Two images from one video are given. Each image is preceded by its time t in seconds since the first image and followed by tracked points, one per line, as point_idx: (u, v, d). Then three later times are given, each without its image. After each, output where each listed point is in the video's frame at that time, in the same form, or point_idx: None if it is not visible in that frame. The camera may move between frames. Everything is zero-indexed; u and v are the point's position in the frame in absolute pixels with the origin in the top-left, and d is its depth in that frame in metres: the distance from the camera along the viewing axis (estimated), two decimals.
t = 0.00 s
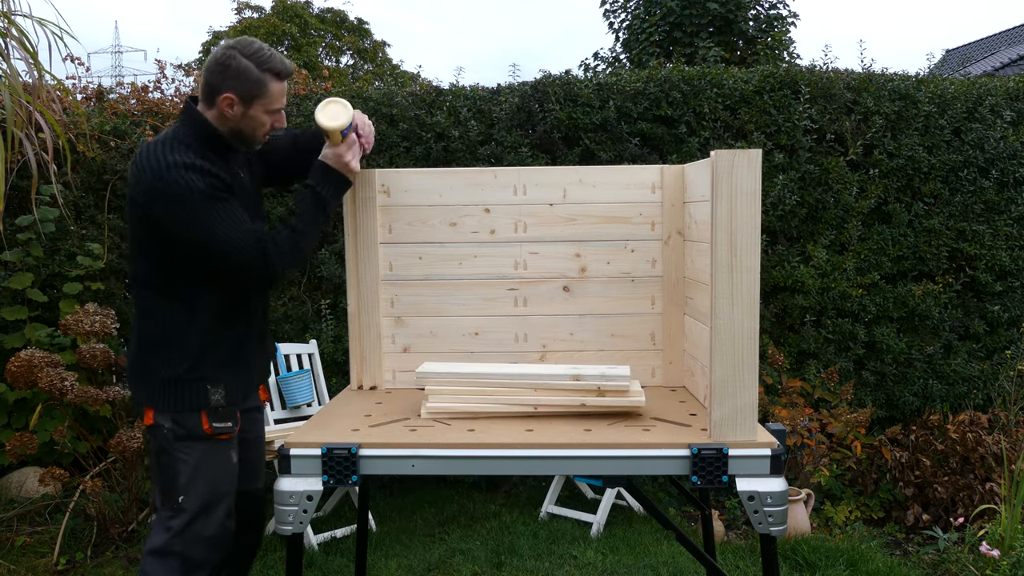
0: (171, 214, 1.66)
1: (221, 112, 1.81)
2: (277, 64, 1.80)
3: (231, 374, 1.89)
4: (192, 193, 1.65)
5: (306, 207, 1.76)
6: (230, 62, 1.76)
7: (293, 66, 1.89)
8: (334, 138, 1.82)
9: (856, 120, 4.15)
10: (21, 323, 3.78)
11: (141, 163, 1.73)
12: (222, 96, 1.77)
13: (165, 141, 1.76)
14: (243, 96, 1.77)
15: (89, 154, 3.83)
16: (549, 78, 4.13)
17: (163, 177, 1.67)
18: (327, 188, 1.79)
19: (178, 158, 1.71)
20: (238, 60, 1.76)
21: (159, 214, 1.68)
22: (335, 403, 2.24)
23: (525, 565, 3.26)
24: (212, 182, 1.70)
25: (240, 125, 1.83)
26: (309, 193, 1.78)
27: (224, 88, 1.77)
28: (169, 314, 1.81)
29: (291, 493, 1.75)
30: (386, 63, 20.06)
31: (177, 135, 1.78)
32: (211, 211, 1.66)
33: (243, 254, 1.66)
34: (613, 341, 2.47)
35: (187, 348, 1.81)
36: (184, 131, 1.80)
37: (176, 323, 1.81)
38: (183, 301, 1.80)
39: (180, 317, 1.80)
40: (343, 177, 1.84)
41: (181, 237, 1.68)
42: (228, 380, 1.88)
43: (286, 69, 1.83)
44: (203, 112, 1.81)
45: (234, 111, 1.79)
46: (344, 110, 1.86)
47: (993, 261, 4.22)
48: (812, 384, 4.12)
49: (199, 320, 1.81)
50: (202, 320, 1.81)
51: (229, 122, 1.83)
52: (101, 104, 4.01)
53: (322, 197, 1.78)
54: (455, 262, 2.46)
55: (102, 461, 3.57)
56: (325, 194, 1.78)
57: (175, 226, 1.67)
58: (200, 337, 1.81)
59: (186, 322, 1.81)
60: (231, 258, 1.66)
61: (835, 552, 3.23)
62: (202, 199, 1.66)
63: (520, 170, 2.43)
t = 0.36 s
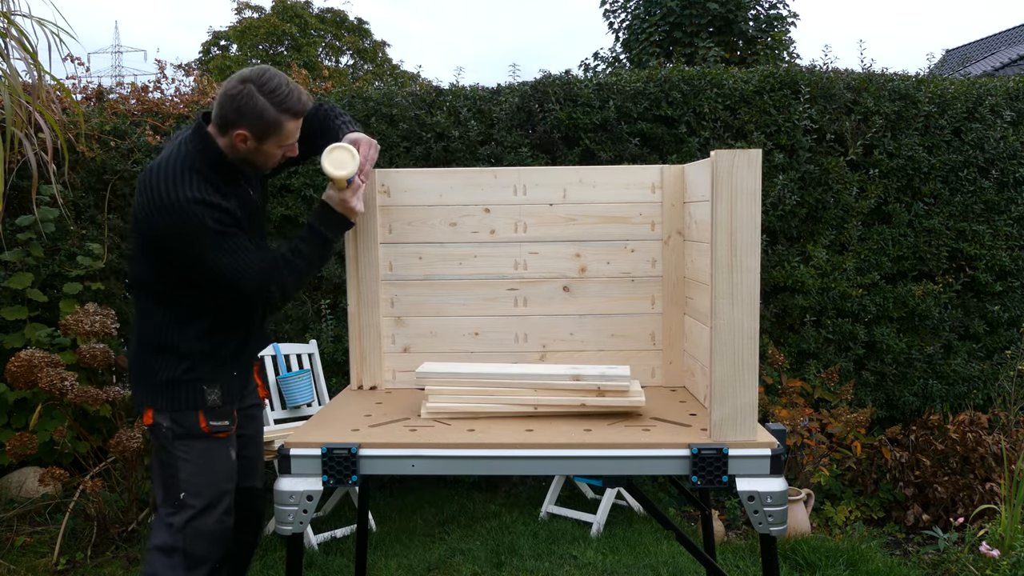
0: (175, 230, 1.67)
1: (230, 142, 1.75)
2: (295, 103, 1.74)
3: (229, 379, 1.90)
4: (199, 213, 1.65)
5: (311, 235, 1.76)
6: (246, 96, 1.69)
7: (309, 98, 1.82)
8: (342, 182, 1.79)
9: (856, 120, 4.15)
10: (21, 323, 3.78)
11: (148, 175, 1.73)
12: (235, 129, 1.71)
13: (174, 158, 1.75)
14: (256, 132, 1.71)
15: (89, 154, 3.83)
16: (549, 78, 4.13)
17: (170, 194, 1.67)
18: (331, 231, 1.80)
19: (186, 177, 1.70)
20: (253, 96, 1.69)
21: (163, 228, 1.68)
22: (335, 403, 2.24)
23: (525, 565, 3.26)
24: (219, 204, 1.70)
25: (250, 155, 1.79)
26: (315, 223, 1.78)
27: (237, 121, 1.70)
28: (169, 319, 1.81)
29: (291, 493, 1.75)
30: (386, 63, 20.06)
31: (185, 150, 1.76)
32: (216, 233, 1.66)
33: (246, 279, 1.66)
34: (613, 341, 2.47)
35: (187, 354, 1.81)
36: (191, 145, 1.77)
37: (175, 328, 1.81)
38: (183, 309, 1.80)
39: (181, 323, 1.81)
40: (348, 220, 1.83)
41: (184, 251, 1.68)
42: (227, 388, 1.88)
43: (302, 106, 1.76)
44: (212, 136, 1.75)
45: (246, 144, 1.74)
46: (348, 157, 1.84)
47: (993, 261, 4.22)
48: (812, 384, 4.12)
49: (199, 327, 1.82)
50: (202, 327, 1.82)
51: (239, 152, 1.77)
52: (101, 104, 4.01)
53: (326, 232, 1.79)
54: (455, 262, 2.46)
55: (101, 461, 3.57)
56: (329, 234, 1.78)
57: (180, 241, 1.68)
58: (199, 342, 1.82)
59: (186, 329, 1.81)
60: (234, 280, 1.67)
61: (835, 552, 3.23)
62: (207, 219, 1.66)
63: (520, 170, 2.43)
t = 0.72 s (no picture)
0: (178, 231, 1.67)
1: (223, 146, 1.74)
2: (288, 107, 1.73)
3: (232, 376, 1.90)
4: (201, 214, 1.66)
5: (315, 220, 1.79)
6: (239, 100, 1.67)
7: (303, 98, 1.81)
8: (350, 163, 1.78)
9: (856, 120, 4.15)
10: (21, 323, 3.78)
11: (147, 177, 1.72)
12: (229, 131, 1.71)
13: (172, 159, 1.74)
14: (249, 135, 1.71)
15: (89, 154, 3.83)
16: (549, 78, 4.13)
17: (171, 194, 1.67)
18: (337, 211, 1.82)
19: (187, 177, 1.70)
20: (247, 100, 1.68)
21: (164, 231, 1.68)
22: (335, 403, 2.24)
23: (525, 565, 3.26)
24: (220, 201, 1.70)
25: (242, 157, 1.78)
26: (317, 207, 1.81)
27: (231, 124, 1.69)
28: (171, 319, 1.81)
29: (291, 493, 1.75)
30: (386, 62, 20.05)
31: (184, 150, 1.75)
32: (220, 232, 1.67)
33: (252, 274, 1.68)
34: (614, 341, 2.47)
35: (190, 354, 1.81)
36: (187, 143, 1.76)
37: (178, 327, 1.81)
38: (185, 308, 1.80)
39: (183, 321, 1.81)
40: (354, 199, 1.85)
41: (187, 251, 1.68)
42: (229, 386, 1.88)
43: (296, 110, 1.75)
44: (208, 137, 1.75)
45: (238, 146, 1.74)
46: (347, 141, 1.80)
47: (993, 261, 4.22)
48: (812, 384, 4.12)
49: (201, 325, 1.81)
50: (205, 324, 1.82)
51: (231, 155, 1.76)
52: (101, 104, 4.01)
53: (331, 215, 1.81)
54: (455, 262, 2.46)
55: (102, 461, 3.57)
56: (335, 215, 1.81)
57: (182, 241, 1.68)
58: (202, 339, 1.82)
59: (188, 327, 1.81)
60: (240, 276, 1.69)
61: (836, 552, 3.23)
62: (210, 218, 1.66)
63: (520, 170, 2.43)
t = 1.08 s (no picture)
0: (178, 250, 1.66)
1: (223, 166, 1.73)
2: (291, 135, 1.71)
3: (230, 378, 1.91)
4: (202, 236, 1.65)
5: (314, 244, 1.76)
6: (241, 126, 1.65)
7: (306, 122, 1.78)
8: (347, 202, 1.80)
9: (856, 120, 4.15)
10: (21, 323, 3.78)
11: (150, 193, 1.71)
12: (230, 154, 1.69)
13: (175, 177, 1.72)
14: (249, 160, 1.69)
15: (89, 154, 3.83)
16: (549, 78, 4.13)
17: (172, 214, 1.66)
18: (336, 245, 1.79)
19: (189, 199, 1.69)
20: (249, 127, 1.65)
21: (164, 250, 1.67)
22: (335, 403, 2.24)
23: (525, 565, 3.26)
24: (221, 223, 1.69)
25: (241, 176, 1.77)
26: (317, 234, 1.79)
27: (232, 148, 1.67)
28: (170, 324, 1.81)
29: (291, 493, 1.75)
30: (386, 62, 20.06)
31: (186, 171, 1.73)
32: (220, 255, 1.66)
33: (251, 295, 1.68)
34: (614, 341, 2.47)
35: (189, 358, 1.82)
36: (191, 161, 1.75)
37: (177, 333, 1.81)
38: (184, 317, 1.81)
39: (182, 327, 1.81)
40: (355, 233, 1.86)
41: (187, 268, 1.68)
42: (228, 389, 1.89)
43: (298, 136, 1.74)
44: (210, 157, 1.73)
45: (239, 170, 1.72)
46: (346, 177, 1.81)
47: (993, 261, 4.22)
48: (812, 384, 4.12)
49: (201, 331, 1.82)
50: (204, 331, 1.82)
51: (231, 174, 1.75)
52: (101, 104, 4.00)
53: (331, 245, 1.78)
54: (455, 262, 2.46)
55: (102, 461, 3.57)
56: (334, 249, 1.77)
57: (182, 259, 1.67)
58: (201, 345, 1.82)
59: (187, 333, 1.81)
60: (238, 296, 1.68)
61: (835, 552, 3.23)
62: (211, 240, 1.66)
63: (520, 170, 2.43)
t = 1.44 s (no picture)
0: (179, 295, 1.78)
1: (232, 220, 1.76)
2: (299, 209, 1.72)
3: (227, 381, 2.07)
4: (199, 289, 1.76)
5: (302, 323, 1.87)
6: (251, 189, 1.67)
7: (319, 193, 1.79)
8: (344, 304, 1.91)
9: (856, 121, 4.15)
10: (21, 323, 3.78)
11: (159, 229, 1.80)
12: (237, 212, 1.71)
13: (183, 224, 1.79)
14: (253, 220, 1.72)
15: (89, 154, 3.82)
16: (549, 78, 4.13)
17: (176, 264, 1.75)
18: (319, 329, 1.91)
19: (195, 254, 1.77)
20: (260, 193, 1.67)
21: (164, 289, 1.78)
22: (335, 403, 2.24)
23: (525, 565, 3.27)
24: (220, 276, 1.79)
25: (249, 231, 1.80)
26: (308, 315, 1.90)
27: (241, 208, 1.69)
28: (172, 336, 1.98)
29: (291, 493, 1.75)
30: (386, 62, 20.06)
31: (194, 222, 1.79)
32: (215, 309, 1.79)
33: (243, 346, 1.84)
34: (614, 341, 2.47)
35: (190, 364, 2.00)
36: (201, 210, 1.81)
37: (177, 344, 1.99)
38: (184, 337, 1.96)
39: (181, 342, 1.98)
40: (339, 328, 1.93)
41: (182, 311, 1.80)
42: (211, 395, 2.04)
43: (306, 211, 1.75)
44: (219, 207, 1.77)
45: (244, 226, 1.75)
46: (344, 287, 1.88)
47: (993, 261, 4.22)
48: (812, 384, 4.12)
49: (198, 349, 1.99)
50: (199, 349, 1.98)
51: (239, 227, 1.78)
52: (101, 104, 4.00)
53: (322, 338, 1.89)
54: (455, 262, 2.46)
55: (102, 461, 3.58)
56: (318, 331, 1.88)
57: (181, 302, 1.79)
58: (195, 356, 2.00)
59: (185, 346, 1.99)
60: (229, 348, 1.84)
61: (835, 552, 3.23)
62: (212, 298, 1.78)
63: (520, 170, 2.43)
